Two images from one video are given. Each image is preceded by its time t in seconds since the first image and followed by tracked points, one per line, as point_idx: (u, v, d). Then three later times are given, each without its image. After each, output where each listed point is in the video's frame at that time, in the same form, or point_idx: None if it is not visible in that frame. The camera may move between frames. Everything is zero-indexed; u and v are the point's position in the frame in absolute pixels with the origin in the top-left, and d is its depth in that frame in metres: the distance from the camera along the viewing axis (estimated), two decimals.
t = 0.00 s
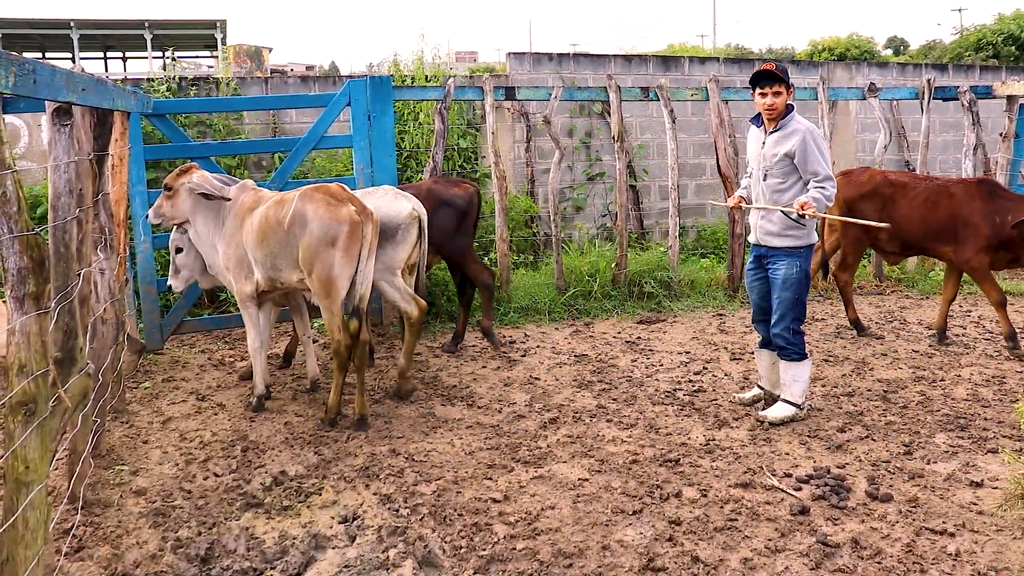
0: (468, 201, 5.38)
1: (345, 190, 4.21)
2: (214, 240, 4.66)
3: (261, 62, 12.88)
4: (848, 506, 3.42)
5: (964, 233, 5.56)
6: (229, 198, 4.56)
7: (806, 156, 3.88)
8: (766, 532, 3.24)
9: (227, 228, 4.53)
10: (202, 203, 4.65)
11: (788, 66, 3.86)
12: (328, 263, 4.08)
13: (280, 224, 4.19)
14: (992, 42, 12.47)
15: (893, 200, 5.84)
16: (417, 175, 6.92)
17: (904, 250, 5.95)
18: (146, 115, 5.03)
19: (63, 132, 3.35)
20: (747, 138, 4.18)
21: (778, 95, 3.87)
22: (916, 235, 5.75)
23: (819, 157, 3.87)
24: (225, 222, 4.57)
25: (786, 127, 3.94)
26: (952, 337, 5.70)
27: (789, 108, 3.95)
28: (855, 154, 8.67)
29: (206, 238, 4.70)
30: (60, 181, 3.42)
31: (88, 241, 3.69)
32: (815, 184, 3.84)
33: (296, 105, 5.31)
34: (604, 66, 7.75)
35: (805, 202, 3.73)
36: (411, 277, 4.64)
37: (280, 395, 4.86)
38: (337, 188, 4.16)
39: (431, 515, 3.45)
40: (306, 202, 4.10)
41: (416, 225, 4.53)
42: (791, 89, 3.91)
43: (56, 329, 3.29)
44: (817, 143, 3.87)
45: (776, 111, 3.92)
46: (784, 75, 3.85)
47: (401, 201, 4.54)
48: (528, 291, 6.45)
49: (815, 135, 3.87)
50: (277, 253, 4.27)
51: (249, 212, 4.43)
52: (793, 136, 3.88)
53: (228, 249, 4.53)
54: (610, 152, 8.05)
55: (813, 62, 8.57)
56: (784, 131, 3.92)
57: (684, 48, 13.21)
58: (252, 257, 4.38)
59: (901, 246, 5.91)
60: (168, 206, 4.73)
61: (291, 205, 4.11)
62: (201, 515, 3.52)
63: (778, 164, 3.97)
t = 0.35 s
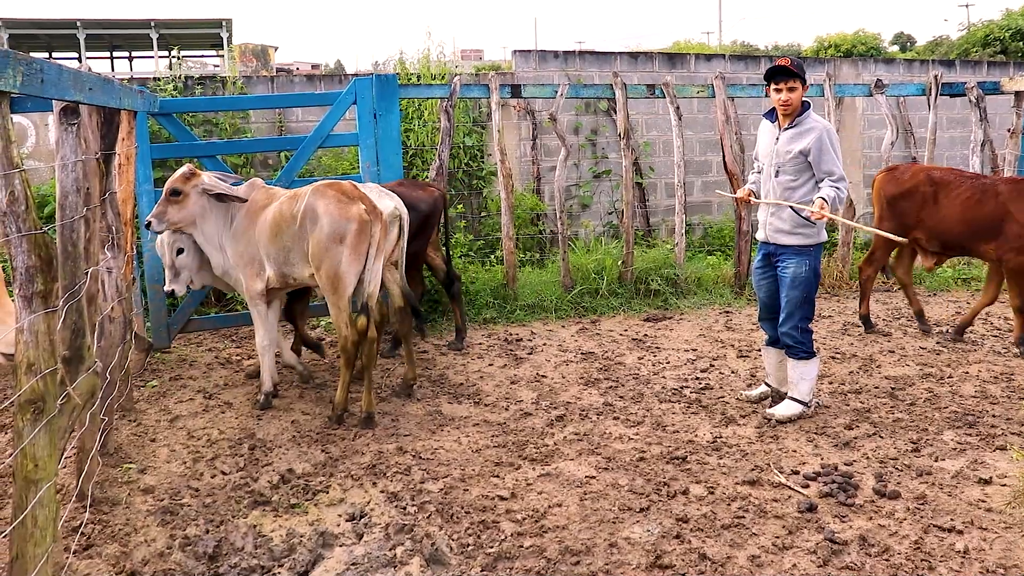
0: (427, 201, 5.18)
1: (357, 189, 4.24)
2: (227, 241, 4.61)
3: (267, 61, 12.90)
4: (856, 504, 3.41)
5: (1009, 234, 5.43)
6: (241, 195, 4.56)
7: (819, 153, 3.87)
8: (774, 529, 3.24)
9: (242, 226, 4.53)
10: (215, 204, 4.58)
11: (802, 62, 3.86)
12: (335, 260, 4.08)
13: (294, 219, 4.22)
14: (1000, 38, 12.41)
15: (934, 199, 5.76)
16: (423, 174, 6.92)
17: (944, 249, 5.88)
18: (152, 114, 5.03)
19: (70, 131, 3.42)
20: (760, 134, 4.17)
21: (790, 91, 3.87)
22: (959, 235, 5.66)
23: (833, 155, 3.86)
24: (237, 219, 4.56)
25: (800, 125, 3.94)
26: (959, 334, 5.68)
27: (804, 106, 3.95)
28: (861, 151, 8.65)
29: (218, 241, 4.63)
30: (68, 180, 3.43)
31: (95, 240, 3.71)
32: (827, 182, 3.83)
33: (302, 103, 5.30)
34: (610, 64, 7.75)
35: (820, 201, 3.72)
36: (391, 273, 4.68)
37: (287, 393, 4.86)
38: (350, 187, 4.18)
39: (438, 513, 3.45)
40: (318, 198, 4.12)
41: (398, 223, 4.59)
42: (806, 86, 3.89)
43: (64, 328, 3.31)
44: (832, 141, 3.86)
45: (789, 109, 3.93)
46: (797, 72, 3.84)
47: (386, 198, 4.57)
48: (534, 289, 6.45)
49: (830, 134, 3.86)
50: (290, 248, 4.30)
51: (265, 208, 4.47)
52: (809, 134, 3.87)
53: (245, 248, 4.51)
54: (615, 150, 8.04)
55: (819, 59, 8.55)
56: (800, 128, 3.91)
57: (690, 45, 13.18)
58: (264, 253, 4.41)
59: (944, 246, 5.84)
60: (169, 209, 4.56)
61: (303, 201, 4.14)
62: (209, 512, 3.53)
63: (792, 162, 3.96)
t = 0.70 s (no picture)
0: (398, 195, 5.03)
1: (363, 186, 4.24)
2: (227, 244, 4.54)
3: (271, 59, 12.92)
4: (859, 503, 3.41)
5: None
6: (239, 195, 4.55)
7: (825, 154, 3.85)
8: (777, 528, 3.23)
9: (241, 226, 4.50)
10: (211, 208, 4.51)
11: (807, 61, 3.84)
12: (340, 256, 4.10)
13: (299, 214, 4.24)
14: (1004, 37, 12.39)
15: (975, 201, 5.71)
16: (426, 172, 6.92)
17: (985, 253, 5.80)
18: (156, 112, 5.04)
19: (74, 129, 3.41)
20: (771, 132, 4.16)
21: (791, 91, 3.88)
22: (1000, 238, 5.62)
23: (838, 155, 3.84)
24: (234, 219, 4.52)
25: (808, 125, 3.91)
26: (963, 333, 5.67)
27: (814, 104, 3.92)
28: (865, 149, 8.64)
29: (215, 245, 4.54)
30: (72, 178, 3.44)
31: (99, 238, 3.72)
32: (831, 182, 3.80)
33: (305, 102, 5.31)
34: (613, 62, 7.74)
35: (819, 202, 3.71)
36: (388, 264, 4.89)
37: (290, 391, 4.87)
38: (356, 184, 4.19)
39: (441, 511, 3.45)
40: (324, 195, 4.13)
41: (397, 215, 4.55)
42: (811, 85, 3.87)
43: (67, 325, 3.32)
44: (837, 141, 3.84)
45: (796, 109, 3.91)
46: (796, 73, 3.85)
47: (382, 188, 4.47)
48: (537, 287, 6.44)
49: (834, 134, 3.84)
50: (296, 243, 4.32)
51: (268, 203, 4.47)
52: (814, 134, 3.86)
53: (244, 248, 4.48)
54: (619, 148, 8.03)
55: (822, 57, 8.54)
56: (807, 128, 3.90)
57: (693, 44, 13.16)
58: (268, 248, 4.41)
59: (984, 249, 5.77)
60: (165, 216, 4.42)
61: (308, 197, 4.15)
62: (212, 510, 3.53)
63: (797, 161, 3.95)
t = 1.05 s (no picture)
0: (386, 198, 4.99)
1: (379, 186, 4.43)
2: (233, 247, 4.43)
3: (275, 58, 12.94)
4: (862, 504, 3.40)
5: None
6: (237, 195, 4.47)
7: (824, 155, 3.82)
8: (780, 529, 3.23)
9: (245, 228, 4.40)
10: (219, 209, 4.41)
11: (810, 62, 3.80)
12: (369, 253, 4.25)
13: (315, 213, 4.29)
14: (1010, 37, 12.37)
15: None
16: (430, 171, 6.92)
17: None
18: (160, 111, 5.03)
19: (79, 128, 3.41)
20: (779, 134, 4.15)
21: (794, 93, 3.86)
22: None
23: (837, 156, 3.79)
24: (233, 221, 4.41)
25: (811, 126, 3.89)
26: (968, 334, 5.66)
27: (819, 105, 3.89)
28: (869, 150, 8.62)
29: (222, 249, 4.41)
30: (77, 177, 3.45)
31: (103, 237, 3.73)
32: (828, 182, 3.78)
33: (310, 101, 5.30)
34: (617, 62, 7.74)
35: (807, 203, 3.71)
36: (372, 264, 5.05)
37: (293, 390, 4.86)
38: (375, 184, 4.37)
39: (445, 511, 3.45)
40: (349, 194, 4.26)
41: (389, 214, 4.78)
42: (814, 87, 3.84)
43: (72, 324, 3.33)
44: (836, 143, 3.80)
45: (799, 110, 3.90)
46: (797, 73, 3.82)
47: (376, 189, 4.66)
48: (541, 287, 6.45)
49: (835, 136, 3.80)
50: (308, 243, 4.34)
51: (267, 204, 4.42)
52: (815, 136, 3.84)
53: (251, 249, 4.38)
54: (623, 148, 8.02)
55: (827, 57, 8.52)
56: (810, 129, 3.88)
57: (697, 44, 13.15)
58: (272, 248, 4.36)
59: None
60: (180, 215, 4.24)
61: (331, 195, 4.23)
62: (215, 509, 3.54)
63: (799, 162, 3.94)
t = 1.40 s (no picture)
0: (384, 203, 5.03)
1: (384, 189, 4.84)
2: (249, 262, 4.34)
3: (278, 61, 12.97)
4: (865, 507, 3.40)
5: None
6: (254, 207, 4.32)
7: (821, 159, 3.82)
8: (783, 532, 3.23)
9: (266, 242, 4.35)
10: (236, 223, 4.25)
11: (809, 67, 3.80)
12: (397, 251, 4.71)
13: (344, 221, 4.56)
14: (1012, 40, 12.36)
15: None
16: (433, 175, 6.93)
17: None
18: (163, 115, 5.04)
19: (83, 132, 3.43)
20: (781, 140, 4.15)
21: (792, 97, 3.87)
22: None
23: (832, 161, 3.79)
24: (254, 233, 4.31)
25: (809, 130, 3.89)
26: (971, 337, 5.66)
27: (818, 110, 3.89)
28: (872, 152, 8.62)
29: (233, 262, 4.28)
30: (81, 181, 3.46)
31: (106, 240, 3.75)
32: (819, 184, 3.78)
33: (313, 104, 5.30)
34: (620, 66, 7.74)
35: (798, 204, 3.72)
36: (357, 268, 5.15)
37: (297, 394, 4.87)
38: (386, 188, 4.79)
39: (447, 514, 3.45)
40: (377, 199, 4.64)
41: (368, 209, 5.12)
42: (812, 91, 3.85)
43: (75, 328, 3.34)
44: (832, 148, 3.80)
45: (798, 115, 3.90)
46: (795, 77, 3.84)
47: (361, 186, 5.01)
48: (543, 290, 6.45)
49: (831, 140, 3.80)
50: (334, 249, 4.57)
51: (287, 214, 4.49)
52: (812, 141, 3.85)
53: (276, 262, 4.38)
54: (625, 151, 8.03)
55: (829, 61, 8.53)
56: (807, 134, 3.89)
57: (699, 47, 13.15)
58: (301, 258, 4.49)
59: None
60: (202, 231, 4.03)
61: (362, 203, 4.58)
62: (218, 513, 3.54)
63: (797, 167, 3.94)
